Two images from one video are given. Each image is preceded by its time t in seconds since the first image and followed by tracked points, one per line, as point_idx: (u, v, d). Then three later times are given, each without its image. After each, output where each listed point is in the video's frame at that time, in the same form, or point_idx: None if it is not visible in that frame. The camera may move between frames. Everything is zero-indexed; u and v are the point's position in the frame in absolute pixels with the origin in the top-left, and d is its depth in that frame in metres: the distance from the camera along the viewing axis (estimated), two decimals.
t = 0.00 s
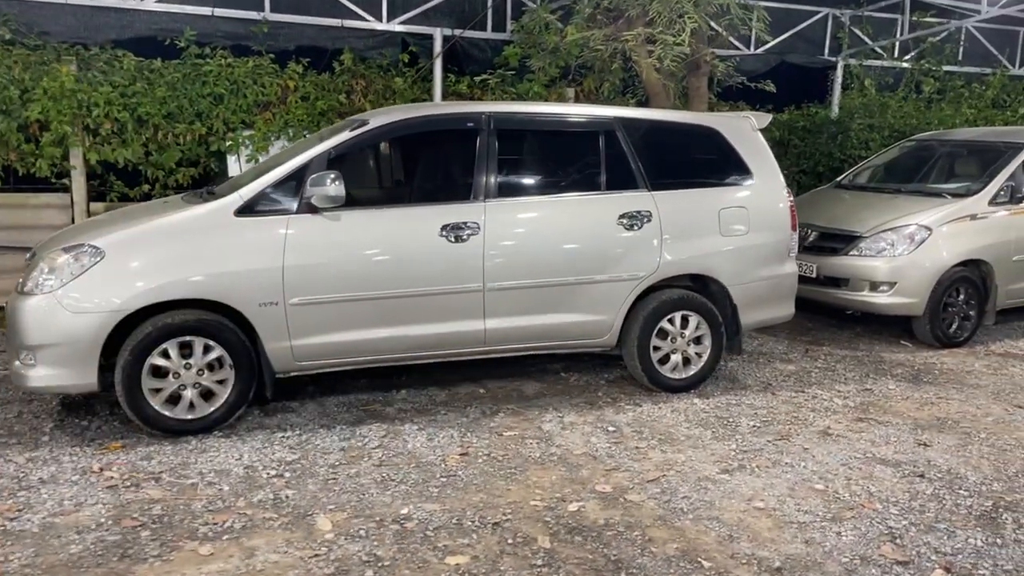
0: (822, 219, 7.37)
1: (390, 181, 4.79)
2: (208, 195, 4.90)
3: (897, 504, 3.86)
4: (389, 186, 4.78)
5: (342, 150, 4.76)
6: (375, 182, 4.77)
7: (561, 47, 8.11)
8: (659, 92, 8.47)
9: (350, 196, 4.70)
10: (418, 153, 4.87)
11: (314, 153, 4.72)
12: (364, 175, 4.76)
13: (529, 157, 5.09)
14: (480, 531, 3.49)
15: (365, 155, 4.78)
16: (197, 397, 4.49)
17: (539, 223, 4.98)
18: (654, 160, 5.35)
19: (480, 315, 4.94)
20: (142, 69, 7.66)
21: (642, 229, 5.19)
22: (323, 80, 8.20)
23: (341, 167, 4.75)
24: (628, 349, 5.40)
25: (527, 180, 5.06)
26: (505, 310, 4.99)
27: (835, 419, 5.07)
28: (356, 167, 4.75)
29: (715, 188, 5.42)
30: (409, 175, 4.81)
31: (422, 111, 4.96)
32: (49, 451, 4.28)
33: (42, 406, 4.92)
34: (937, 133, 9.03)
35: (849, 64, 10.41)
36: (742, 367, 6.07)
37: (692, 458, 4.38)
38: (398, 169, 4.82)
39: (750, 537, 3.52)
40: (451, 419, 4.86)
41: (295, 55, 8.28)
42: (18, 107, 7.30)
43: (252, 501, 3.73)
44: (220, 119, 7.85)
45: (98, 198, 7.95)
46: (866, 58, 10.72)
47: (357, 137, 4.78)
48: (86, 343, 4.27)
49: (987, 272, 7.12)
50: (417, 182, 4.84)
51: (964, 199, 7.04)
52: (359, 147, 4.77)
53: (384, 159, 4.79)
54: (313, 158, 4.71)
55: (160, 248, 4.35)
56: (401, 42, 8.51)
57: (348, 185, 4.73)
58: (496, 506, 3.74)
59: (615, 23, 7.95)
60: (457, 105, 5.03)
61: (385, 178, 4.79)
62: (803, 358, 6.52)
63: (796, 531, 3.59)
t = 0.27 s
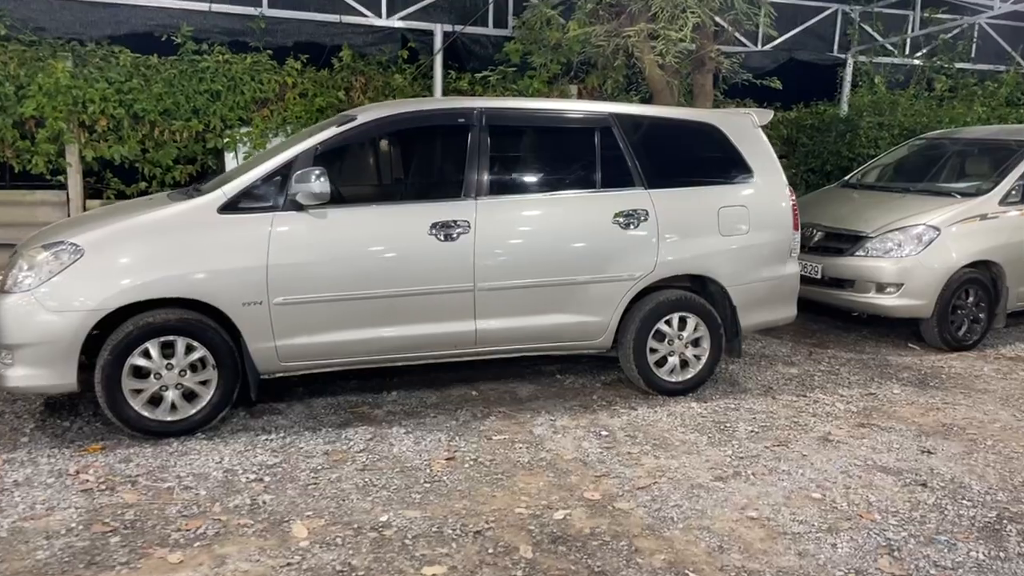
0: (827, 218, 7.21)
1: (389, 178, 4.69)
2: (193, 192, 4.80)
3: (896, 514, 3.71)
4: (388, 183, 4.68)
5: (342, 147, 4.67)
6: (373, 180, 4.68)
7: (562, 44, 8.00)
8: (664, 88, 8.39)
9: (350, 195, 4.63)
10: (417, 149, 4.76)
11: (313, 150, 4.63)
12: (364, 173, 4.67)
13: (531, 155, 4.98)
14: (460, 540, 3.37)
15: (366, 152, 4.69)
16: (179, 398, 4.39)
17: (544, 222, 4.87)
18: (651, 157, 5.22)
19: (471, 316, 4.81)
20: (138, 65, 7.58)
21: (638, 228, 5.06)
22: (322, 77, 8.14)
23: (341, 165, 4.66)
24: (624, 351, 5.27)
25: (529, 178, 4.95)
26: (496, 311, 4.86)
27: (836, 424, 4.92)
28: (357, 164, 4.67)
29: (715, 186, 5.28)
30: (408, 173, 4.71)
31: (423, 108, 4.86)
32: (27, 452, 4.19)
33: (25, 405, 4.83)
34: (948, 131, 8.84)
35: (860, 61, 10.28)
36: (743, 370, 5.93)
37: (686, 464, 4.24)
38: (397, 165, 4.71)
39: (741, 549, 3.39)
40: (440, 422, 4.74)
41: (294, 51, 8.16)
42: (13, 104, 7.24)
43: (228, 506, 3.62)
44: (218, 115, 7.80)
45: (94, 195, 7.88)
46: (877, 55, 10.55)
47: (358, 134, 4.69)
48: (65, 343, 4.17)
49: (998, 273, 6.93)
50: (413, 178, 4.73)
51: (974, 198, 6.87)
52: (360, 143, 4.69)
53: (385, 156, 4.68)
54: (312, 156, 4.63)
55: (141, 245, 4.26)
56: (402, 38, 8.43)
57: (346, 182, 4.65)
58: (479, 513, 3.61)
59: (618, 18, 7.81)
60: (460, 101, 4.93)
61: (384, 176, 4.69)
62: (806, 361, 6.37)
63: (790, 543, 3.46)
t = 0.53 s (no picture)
0: (827, 219, 7.06)
1: (382, 179, 4.59)
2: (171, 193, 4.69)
3: (888, 529, 3.58)
4: (380, 184, 4.58)
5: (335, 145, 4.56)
6: (366, 180, 4.56)
7: (558, 42, 7.89)
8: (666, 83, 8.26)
9: (341, 195, 4.51)
10: (410, 148, 4.69)
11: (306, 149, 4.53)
12: (357, 173, 4.55)
13: (526, 154, 4.86)
14: (432, 556, 3.26)
15: (359, 152, 4.57)
16: (154, 405, 4.29)
17: (537, 223, 4.75)
18: (641, 158, 5.09)
19: (455, 320, 4.69)
20: (129, 65, 7.49)
21: (627, 231, 4.93)
22: (315, 76, 8.06)
23: (332, 165, 4.53)
24: (614, 356, 5.15)
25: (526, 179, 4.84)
26: (481, 315, 4.74)
27: (831, 433, 4.79)
28: (350, 163, 4.54)
29: (709, 188, 5.16)
30: (399, 173, 4.63)
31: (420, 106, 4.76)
32: None
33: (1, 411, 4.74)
34: (951, 129, 8.69)
35: (864, 59, 10.13)
36: (737, 375, 5.79)
37: (672, 475, 4.12)
38: (390, 164, 4.63)
39: (723, 566, 3.26)
40: (422, 429, 4.63)
41: (286, 50, 8.05)
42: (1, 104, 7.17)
43: (196, 519, 3.52)
44: (208, 115, 7.71)
45: (84, 196, 7.80)
46: (880, 53, 10.39)
47: (351, 133, 4.58)
48: (35, 349, 4.07)
49: (1001, 276, 6.78)
50: (402, 180, 4.64)
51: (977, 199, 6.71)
52: (352, 142, 4.56)
53: (380, 156, 4.59)
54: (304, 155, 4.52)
55: (113, 249, 4.15)
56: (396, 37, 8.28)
57: (335, 182, 4.50)
58: (454, 527, 3.50)
59: (614, 15, 7.67)
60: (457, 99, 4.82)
61: (377, 176, 4.58)
62: (803, 366, 6.23)
63: (775, 559, 3.33)
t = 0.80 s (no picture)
0: (825, 221, 6.96)
1: (377, 180, 4.55)
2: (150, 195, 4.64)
3: (872, 541, 3.48)
4: (375, 185, 4.54)
5: (332, 146, 4.53)
6: (361, 181, 4.52)
7: (553, 42, 7.84)
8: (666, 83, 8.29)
9: (335, 195, 4.47)
10: (404, 149, 4.64)
11: (302, 150, 4.51)
12: (352, 174, 4.51)
13: (520, 156, 4.80)
14: (400, 566, 3.18)
15: (356, 154, 4.55)
16: (130, 409, 4.24)
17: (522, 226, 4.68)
18: (629, 159, 5.01)
19: (437, 324, 4.62)
20: (123, 66, 7.46)
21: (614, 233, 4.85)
22: (309, 78, 8.00)
23: (328, 166, 4.49)
24: (601, 360, 5.08)
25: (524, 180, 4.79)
26: (465, 319, 4.66)
27: (821, 440, 4.68)
28: (346, 164, 4.51)
29: (698, 190, 5.08)
30: (393, 174, 4.58)
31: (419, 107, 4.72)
32: None
33: None
34: (955, 130, 8.56)
35: (867, 59, 10.05)
36: (730, 381, 5.69)
37: (654, 483, 4.03)
38: (386, 165, 4.59)
39: None
40: (404, 435, 4.55)
41: (280, 51, 8.03)
42: None
43: (164, 526, 3.46)
44: (203, 116, 7.66)
45: (79, 198, 7.77)
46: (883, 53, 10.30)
47: (348, 135, 4.56)
48: (9, 353, 4.02)
49: (1003, 279, 6.65)
50: (391, 182, 4.57)
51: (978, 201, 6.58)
52: (347, 143, 4.54)
53: (376, 157, 4.56)
54: (300, 155, 4.50)
55: (89, 252, 4.10)
56: (392, 38, 8.28)
57: (330, 183, 4.46)
58: (425, 535, 3.42)
59: (610, 14, 7.55)
60: (457, 101, 4.79)
61: (373, 177, 4.55)
62: (799, 371, 6.13)
63: (753, 571, 3.24)
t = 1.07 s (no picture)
0: (816, 223, 6.88)
1: (369, 180, 4.53)
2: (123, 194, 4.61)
3: (841, 548, 3.41)
4: (367, 185, 4.52)
5: (323, 145, 4.50)
6: (354, 182, 4.51)
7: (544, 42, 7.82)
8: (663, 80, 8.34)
9: (324, 195, 4.43)
10: (396, 149, 4.61)
11: (295, 147, 4.49)
12: (345, 174, 4.49)
13: (513, 156, 4.77)
14: (355, 570, 3.14)
15: (348, 154, 4.53)
16: (100, 410, 4.21)
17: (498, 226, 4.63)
18: (609, 159, 4.95)
19: (411, 326, 4.57)
20: (114, 67, 7.47)
21: (592, 234, 4.80)
22: (301, 78, 7.98)
23: (320, 166, 4.47)
24: (580, 363, 5.04)
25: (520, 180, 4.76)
26: (439, 321, 4.61)
27: (801, 445, 4.61)
28: (338, 164, 4.49)
29: (680, 191, 5.03)
30: (386, 175, 4.56)
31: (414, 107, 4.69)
32: None
33: None
34: (954, 130, 8.45)
35: (868, 59, 9.99)
36: (715, 385, 5.62)
37: (625, 487, 3.96)
38: (377, 166, 4.57)
39: None
40: (377, 437, 4.51)
41: (271, 51, 8.05)
42: None
43: (122, 528, 3.43)
44: (194, 117, 7.65)
45: (71, 198, 7.78)
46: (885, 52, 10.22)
47: (341, 136, 4.54)
48: None
49: (998, 281, 6.54)
50: (378, 182, 4.55)
51: (972, 202, 6.47)
52: (339, 143, 4.52)
53: (368, 158, 4.55)
54: (293, 153, 4.48)
55: (59, 250, 4.08)
56: (384, 38, 8.29)
57: (322, 183, 4.44)
58: (385, 538, 3.38)
59: (602, 13, 7.53)
60: (452, 100, 4.76)
61: (365, 177, 4.53)
62: (787, 375, 6.05)
63: None
